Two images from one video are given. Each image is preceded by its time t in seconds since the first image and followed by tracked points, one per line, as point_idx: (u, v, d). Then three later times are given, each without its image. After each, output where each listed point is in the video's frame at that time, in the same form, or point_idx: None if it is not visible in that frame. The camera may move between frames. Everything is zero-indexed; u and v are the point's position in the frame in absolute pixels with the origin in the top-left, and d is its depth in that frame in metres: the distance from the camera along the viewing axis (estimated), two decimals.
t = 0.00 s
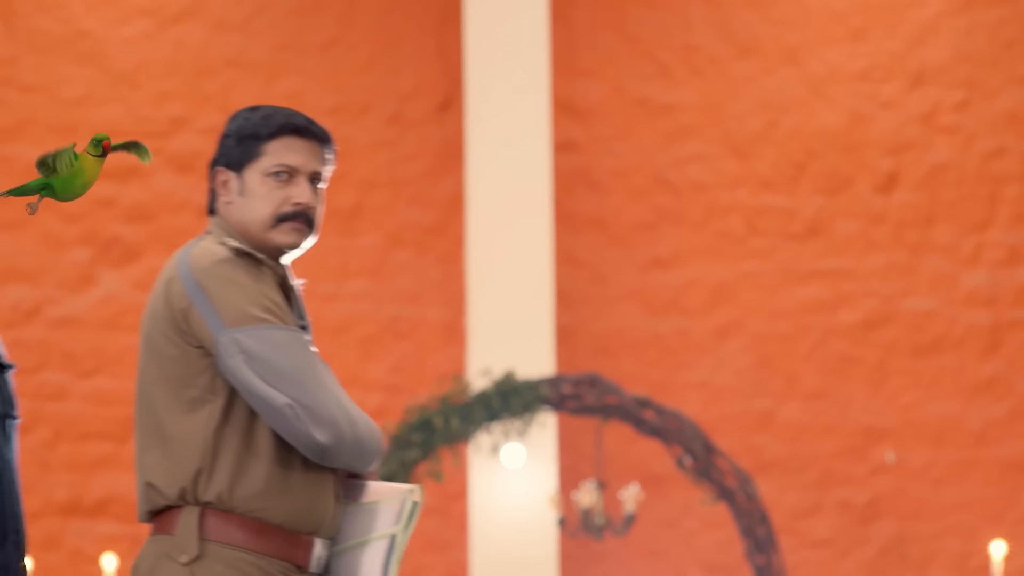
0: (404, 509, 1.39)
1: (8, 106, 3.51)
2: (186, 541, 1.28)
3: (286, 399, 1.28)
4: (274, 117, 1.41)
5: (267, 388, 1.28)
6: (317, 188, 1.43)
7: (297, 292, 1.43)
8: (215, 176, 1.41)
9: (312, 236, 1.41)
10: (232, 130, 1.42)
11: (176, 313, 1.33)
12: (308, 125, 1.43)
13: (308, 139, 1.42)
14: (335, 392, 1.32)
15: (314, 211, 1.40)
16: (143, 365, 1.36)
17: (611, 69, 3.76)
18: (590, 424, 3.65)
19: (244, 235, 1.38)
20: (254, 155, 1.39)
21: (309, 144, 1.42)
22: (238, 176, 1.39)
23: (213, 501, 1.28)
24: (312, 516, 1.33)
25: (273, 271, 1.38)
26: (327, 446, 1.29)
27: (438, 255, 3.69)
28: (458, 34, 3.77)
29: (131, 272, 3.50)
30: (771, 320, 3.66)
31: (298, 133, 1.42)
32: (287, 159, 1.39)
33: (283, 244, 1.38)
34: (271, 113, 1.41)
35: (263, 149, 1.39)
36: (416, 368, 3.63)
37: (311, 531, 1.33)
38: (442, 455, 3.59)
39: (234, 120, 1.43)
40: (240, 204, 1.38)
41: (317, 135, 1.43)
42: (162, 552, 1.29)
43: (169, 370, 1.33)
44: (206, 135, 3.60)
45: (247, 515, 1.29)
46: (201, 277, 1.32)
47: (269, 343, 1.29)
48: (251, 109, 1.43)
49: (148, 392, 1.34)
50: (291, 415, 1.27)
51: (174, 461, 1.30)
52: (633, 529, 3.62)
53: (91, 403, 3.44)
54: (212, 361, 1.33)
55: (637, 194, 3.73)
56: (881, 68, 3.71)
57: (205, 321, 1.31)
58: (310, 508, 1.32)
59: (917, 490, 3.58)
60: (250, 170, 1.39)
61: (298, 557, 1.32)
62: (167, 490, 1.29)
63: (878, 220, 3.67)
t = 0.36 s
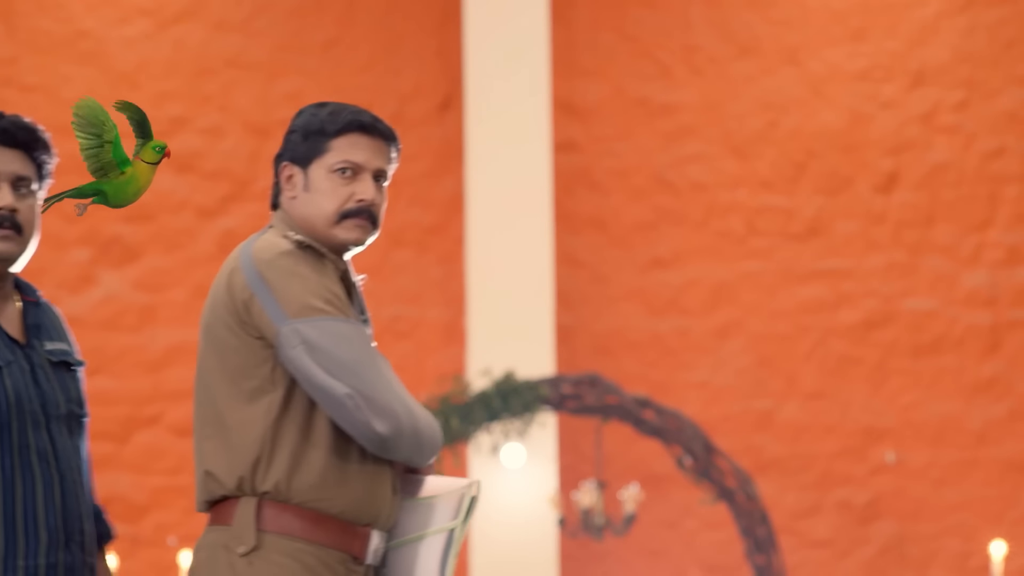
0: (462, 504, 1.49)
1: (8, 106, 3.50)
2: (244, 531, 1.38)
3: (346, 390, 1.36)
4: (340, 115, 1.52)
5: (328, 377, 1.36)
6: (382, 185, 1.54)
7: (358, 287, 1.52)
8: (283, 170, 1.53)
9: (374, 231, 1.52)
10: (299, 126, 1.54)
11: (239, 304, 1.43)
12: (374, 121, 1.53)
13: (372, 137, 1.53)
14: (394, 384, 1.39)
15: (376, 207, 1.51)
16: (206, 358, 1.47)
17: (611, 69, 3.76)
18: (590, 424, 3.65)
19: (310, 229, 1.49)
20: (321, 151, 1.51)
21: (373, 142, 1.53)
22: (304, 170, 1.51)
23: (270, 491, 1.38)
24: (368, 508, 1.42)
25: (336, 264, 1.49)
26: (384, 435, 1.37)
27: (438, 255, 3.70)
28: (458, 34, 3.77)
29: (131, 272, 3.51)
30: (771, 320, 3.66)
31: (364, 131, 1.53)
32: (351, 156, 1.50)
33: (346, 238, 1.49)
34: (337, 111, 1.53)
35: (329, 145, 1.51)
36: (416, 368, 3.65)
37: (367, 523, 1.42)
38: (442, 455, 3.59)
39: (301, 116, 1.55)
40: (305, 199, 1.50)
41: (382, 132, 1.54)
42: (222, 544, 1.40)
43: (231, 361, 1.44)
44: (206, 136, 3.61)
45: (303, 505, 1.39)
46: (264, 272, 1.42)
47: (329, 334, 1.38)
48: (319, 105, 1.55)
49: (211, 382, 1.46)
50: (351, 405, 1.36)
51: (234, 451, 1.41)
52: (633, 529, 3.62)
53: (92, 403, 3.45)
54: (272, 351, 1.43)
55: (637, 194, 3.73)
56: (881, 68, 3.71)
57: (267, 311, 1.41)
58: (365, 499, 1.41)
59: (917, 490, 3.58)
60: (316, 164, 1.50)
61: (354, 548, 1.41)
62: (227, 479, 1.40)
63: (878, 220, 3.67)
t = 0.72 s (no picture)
0: (503, 492, 1.58)
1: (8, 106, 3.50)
2: (289, 526, 1.46)
3: (385, 377, 1.44)
4: (365, 110, 1.61)
5: (367, 367, 1.44)
6: (409, 178, 1.62)
7: (390, 278, 1.61)
8: (313, 167, 1.62)
9: (402, 224, 1.61)
10: (325, 122, 1.62)
11: (275, 300, 1.52)
12: (399, 117, 1.62)
13: (398, 130, 1.61)
14: (430, 372, 1.48)
15: (403, 200, 1.59)
16: (246, 354, 1.55)
17: (611, 69, 3.76)
18: (589, 424, 3.65)
19: (340, 223, 1.59)
20: (348, 147, 1.59)
21: (398, 135, 1.61)
22: (332, 166, 1.60)
23: (313, 484, 1.47)
24: (406, 497, 1.51)
25: (367, 256, 1.58)
26: (424, 421, 1.45)
27: (438, 255, 3.70)
28: (457, 34, 3.76)
29: (131, 272, 3.52)
30: (771, 320, 3.66)
31: (389, 125, 1.61)
32: (378, 150, 1.59)
33: (376, 231, 1.58)
34: (362, 106, 1.61)
35: (356, 140, 1.59)
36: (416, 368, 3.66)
37: (410, 514, 1.52)
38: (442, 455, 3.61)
39: (328, 113, 1.63)
40: (334, 194, 1.59)
41: (408, 126, 1.62)
42: (268, 540, 1.48)
43: (270, 357, 1.52)
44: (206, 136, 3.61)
45: (346, 496, 1.48)
46: (299, 269, 1.51)
47: (366, 325, 1.46)
48: (344, 102, 1.64)
49: (251, 379, 1.54)
50: (391, 392, 1.44)
51: (276, 446, 1.49)
52: (633, 529, 3.62)
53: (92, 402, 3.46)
54: (309, 345, 1.52)
55: (637, 194, 3.73)
56: (881, 68, 3.71)
57: (303, 306, 1.49)
58: (403, 489, 1.50)
59: (917, 490, 3.59)
60: (344, 160, 1.59)
61: (398, 539, 1.50)
62: (270, 475, 1.48)
63: (878, 220, 3.67)
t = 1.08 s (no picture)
0: (532, 486, 1.77)
1: (8, 106, 3.51)
2: (325, 525, 1.60)
3: (408, 371, 1.58)
4: (383, 111, 1.73)
5: (391, 361, 1.58)
6: (426, 177, 1.75)
7: (411, 275, 1.75)
8: (332, 168, 1.75)
9: (420, 222, 1.74)
10: (344, 123, 1.75)
11: (297, 299, 1.66)
12: (416, 117, 1.75)
13: (414, 130, 1.74)
14: (451, 366, 1.62)
15: (421, 199, 1.73)
16: (273, 353, 1.69)
17: (611, 69, 3.76)
18: (589, 424, 3.65)
19: (360, 222, 1.72)
20: (367, 147, 1.72)
21: (415, 135, 1.74)
22: (351, 166, 1.73)
23: (345, 481, 1.61)
24: (433, 489, 1.65)
25: (388, 254, 1.71)
26: (449, 412, 1.59)
27: (438, 255, 3.68)
28: (457, 33, 3.75)
29: (131, 272, 3.53)
30: (771, 320, 3.66)
31: (406, 125, 1.74)
32: (396, 151, 1.72)
33: (394, 230, 1.72)
34: (380, 107, 1.74)
35: (374, 140, 1.72)
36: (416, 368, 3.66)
37: (440, 508, 1.66)
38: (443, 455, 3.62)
39: (346, 114, 1.76)
40: (352, 194, 1.73)
41: (424, 126, 1.75)
42: (304, 539, 1.62)
43: (297, 358, 1.67)
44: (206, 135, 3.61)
45: (376, 492, 1.62)
46: (319, 269, 1.65)
47: (389, 321, 1.60)
48: (362, 103, 1.76)
49: (279, 380, 1.68)
50: (416, 385, 1.58)
51: (306, 444, 1.63)
52: (633, 529, 3.62)
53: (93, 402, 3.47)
54: (332, 342, 1.66)
55: (637, 194, 3.73)
56: (881, 68, 3.71)
57: (325, 304, 1.63)
58: (430, 482, 1.65)
59: (917, 490, 3.59)
60: (362, 161, 1.72)
61: (431, 534, 1.65)
62: (302, 474, 1.62)
63: (878, 220, 3.67)
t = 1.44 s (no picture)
0: (562, 486, 1.74)
1: (8, 106, 3.51)
2: (358, 527, 1.61)
3: (441, 370, 1.59)
4: (409, 113, 1.76)
5: (424, 361, 1.59)
6: (451, 179, 1.78)
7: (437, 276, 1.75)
8: (358, 169, 1.78)
9: (445, 224, 1.76)
10: (370, 125, 1.78)
11: (326, 300, 1.68)
12: (442, 119, 1.77)
13: (440, 133, 1.77)
14: (481, 365, 1.63)
15: (446, 201, 1.75)
16: (303, 355, 1.71)
17: (611, 69, 3.76)
18: (589, 423, 3.64)
19: (384, 223, 1.74)
20: (393, 149, 1.75)
21: (440, 137, 1.77)
22: (377, 168, 1.75)
23: (377, 481, 1.61)
24: (466, 491, 1.65)
25: (414, 255, 1.73)
26: (481, 411, 1.59)
27: (439, 256, 3.65)
28: (457, 33, 3.74)
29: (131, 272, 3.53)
30: (771, 320, 3.67)
31: (432, 128, 1.76)
32: (421, 153, 1.74)
33: (419, 232, 1.73)
34: (406, 109, 1.77)
35: (400, 142, 1.75)
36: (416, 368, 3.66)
37: (472, 509, 1.67)
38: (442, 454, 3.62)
39: (372, 116, 1.79)
40: (377, 195, 1.75)
41: (450, 129, 1.78)
42: (337, 541, 1.63)
43: (328, 359, 1.68)
44: (206, 136, 3.61)
45: (408, 493, 1.62)
46: (348, 270, 1.67)
47: (419, 320, 1.61)
48: (388, 105, 1.79)
49: (309, 382, 1.70)
50: (448, 384, 1.58)
51: (337, 446, 1.64)
52: (633, 529, 3.62)
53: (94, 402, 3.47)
54: (362, 343, 1.67)
55: (637, 194, 3.73)
56: (881, 68, 3.71)
57: (354, 304, 1.65)
58: (461, 482, 1.65)
59: (917, 490, 3.59)
60: (388, 162, 1.75)
61: (463, 534, 1.65)
62: (333, 475, 1.63)
63: (878, 220, 3.67)
